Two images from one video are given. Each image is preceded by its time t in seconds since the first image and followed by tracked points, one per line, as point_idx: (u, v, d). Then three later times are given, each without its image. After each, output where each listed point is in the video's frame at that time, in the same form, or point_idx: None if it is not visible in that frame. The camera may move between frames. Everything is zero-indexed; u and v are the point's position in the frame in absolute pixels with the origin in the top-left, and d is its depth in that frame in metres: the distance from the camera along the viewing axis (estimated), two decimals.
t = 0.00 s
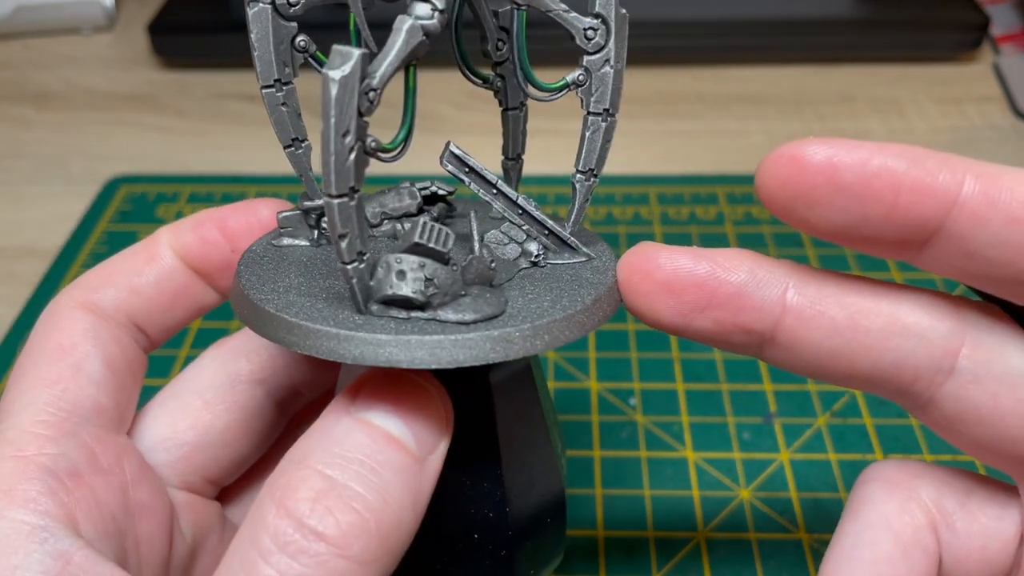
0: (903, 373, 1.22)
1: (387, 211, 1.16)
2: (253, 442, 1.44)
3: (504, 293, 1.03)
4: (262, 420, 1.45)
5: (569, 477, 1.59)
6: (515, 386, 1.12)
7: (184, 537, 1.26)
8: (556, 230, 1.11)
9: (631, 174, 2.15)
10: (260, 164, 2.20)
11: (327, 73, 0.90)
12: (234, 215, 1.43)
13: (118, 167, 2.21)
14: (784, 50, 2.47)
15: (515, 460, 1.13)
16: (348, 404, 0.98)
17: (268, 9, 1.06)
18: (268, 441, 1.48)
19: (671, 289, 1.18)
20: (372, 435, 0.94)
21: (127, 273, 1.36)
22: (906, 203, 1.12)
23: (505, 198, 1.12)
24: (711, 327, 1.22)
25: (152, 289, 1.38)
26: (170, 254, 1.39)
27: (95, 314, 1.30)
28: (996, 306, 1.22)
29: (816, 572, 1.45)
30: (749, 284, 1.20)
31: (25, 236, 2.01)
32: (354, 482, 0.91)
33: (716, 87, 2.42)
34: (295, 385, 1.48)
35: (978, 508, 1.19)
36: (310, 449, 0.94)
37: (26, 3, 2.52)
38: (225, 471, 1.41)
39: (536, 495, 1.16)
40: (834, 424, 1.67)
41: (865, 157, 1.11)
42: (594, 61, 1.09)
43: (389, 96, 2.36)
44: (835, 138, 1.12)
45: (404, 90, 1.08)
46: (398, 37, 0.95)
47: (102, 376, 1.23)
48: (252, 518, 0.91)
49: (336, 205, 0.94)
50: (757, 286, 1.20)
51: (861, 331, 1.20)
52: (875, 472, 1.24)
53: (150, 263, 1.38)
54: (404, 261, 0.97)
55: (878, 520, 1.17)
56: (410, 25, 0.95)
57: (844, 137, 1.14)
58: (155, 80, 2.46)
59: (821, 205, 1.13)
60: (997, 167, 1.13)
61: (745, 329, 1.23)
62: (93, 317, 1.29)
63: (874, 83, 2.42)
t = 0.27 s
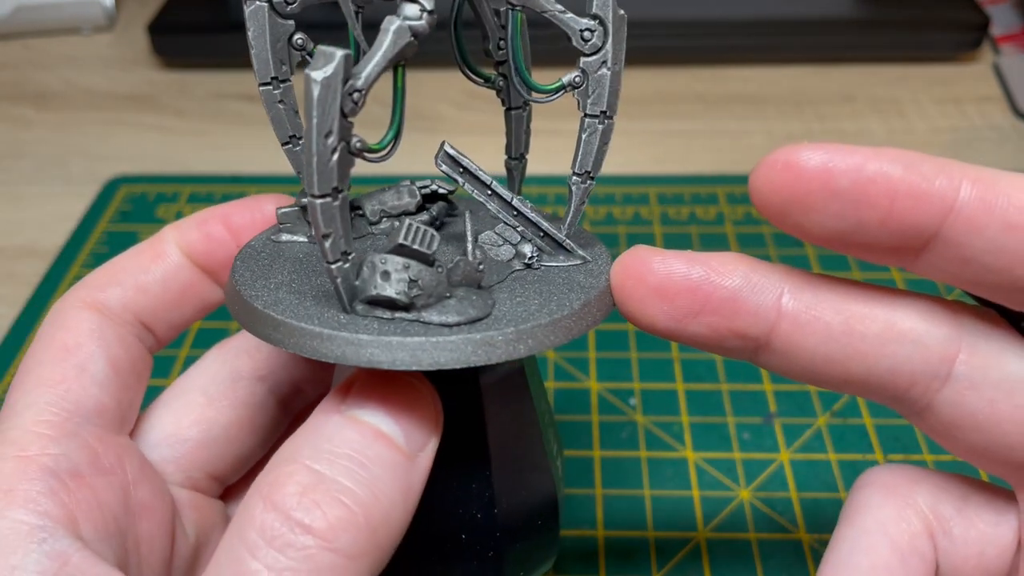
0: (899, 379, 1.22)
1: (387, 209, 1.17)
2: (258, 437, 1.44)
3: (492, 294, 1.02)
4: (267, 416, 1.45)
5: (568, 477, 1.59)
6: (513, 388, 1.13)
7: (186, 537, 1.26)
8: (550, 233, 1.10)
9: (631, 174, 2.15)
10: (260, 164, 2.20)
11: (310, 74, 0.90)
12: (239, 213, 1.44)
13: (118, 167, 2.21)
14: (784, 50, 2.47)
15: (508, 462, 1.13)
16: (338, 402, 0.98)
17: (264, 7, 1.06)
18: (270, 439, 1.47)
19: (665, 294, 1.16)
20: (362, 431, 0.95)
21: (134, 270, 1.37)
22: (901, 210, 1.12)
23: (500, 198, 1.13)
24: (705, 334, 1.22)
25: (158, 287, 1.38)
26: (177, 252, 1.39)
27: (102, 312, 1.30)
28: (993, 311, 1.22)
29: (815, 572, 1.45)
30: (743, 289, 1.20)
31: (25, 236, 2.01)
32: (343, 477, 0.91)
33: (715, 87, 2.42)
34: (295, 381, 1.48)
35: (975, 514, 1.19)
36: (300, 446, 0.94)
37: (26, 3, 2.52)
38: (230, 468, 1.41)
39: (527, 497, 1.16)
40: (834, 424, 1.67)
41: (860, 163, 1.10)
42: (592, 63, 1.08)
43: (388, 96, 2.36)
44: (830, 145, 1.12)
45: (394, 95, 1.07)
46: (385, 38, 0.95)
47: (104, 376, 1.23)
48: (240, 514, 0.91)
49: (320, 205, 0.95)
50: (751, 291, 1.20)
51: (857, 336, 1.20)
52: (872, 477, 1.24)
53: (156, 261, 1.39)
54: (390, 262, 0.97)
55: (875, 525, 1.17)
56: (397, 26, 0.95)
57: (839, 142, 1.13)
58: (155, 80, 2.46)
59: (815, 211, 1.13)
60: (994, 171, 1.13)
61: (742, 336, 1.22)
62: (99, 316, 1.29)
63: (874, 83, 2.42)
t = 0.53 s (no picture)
0: (901, 381, 1.22)
1: (386, 212, 1.16)
2: (261, 438, 1.45)
3: (494, 301, 1.02)
4: (269, 415, 1.46)
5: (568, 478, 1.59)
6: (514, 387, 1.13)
7: (190, 537, 1.26)
8: (551, 235, 1.09)
9: (632, 174, 2.15)
10: (260, 164, 2.20)
11: (308, 88, 0.90)
12: (247, 209, 1.45)
13: (119, 166, 2.21)
14: (784, 51, 2.47)
15: (509, 463, 1.13)
16: (354, 415, 0.99)
17: (259, 13, 1.06)
18: (273, 438, 1.47)
19: (667, 298, 1.16)
20: (378, 445, 0.95)
21: (142, 271, 1.37)
22: (904, 210, 1.12)
23: (500, 203, 1.11)
24: (706, 336, 1.21)
25: (168, 286, 1.38)
26: (184, 253, 1.40)
27: (111, 312, 1.30)
28: (993, 312, 1.23)
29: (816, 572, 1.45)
30: (745, 291, 1.20)
31: (25, 236, 2.01)
32: (358, 490, 0.91)
33: (715, 87, 2.42)
34: (295, 377, 1.48)
35: (975, 513, 1.19)
36: (315, 457, 0.94)
37: (26, 3, 2.52)
38: (233, 466, 1.40)
39: (531, 500, 1.16)
40: (834, 423, 1.67)
41: (862, 164, 1.10)
42: (592, 65, 1.08)
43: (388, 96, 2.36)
44: (832, 144, 1.12)
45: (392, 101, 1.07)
46: (382, 49, 0.95)
47: (113, 376, 1.23)
48: (253, 524, 0.91)
49: (320, 218, 0.95)
50: (753, 293, 1.20)
51: (858, 338, 1.20)
52: (874, 478, 1.24)
53: (164, 261, 1.39)
54: (392, 274, 0.97)
55: (877, 527, 1.17)
56: (394, 35, 0.95)
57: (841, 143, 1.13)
58: (155, 80, 2.46)
59: (817, 212, 1.13)
60: (994, 172, 1.13)
61: (743, 337, 1.22)
62: (109, 316, 1.29)
63: (874, 83, 2.42)
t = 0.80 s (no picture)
0: (895, 387, 1.22)
1: (386, 213, 1.16)
2: (260, 437, 1.45)
3: (484, 306, 1.02)
4: (269, 415, 1.46)
5: (570, 477, 1.59)
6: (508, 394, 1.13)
7: (192, 537, 1.25)
8: (546, 242, 1.10)
9: (632, 174, 2.15)
10: (260, 165, 2.20)
11: (298, 90, 0.90)
12: (253, 209, 1.46)
13: (118, 166, 2.21)
14: (784, 51, 2.47)
15: (500, 468, 1.13)
16: (374, 424, 0.98)
17: (262, 15, 1.06)
18: (272, 438, 1.48)
19: (662, 305, 1.16)
20: (400, 456, 0.95)
21: (151, 271, 1.38)
22: (896, 218, 1.12)
23: (495, 208, 1.13)
24: (702, 342, 1.21)
25: (174, 286, 1.38)
26: (192, 253, 1.39)
27: (119, 312, 1.30)
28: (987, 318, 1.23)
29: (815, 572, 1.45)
30: (740, 298, 1.20)
31: (25, 236, 2.01)
32: (381, 501, 0.92)
33: (715, 87, 2.42)
34: (296, 377, 1.49)
35: (969, 519, 1.20)
36: (336, 466, 0.94)
37: (26, 3, 2.52)
38: (232, 465, 1.40)
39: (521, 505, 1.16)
40: (834, 424, 1.67)
41: (856, 170, 1.11)
42: (588, 73, 1.08)
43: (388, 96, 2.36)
44: (824, 152, 1.12)
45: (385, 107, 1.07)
46: (375, 52, 0.95)
47: (121, 376, 1.23)
48: (272, 533, 0.90)
49: (308, 220, 0.94)
50: (748, 300, 1.20)
51: (853, 345, 1.20)
52: (867, 484, 1.24)
53: (172, 261, 1.39)
54: (381, 276, 0.96)
55: (871, 533, 1.17)
56: (387, 40, 0.95)
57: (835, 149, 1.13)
58: (155, 80, 2.45)
59: (809, 219, 1.13)
60: (988, 180, 1.13)
61: (738, 344, 1.23)
62: (115, 316, 1.29)
63: (874, 83, 2.42)
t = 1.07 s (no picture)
0: (892, 394, 1.22)
1: (386, 211, 1.17)
2: (251, 434, 1.46)
3: (475, 308, 1.02)
4: (259, 411, 1.47)
5: (569, 478, 1.59)
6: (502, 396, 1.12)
7: (189, 536, 1.25)
8: (543, 245, 1.10)
9: (632, 174, 2.15)
10: (260, 165, 2.20)
11: (288, 89, 0.90)
12: (256, 206, 1.48)
13: (118, 166, 2.21)
14: (783, 50, 2.47)
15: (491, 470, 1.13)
16: (371, 421, 0.99)
17: (262, 11, 1.06)
18: (262, 434, 1.49)
19: (656, 310, 1.16)
20: (399, 452, 0.96)
21: (153, 267, 1.38)
22: (894, 221, 1.12)
23: (491, 209, 1.11)
24: (697, 348, 1.21)
25: (177, 282, 1.39)
26: (195, 249, 1.40)
27: (120, 309, 1.31)
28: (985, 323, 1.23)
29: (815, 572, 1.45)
30: (735, 303, 1.19)
31: (25, 236, 2.01)
32: (379, 498, 0.92)
33: (715, 87, 2.42)
34: (281, 374, 1.52)
35: (966, 523, 1.20)
36: (335, 462, 0.94)
37: (27, 3, 2.52)
38: (225, 462, 1.41)
39: (509, 509, 1.15)
40: (834, 424, 1.67)
41: (853, 174, 1.10)
42: (587, 77, 1.08)
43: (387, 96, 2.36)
44: (822, 154, 1.12)
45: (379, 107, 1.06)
46: (368, 52, 0.95)
47: (122, 376, 1.23)
48: (272, 531, 0.91)
49: (297, 217, 0.94)
50: (743, 305, 1.20)
51: (850, 351, 1.20)
52: (864, 488, 1.24)
53: (173, 257, 1.39)
54: (371, 275, 0.96)
55: (868, 537, 1.17)
56: (381, 40, 0.94)
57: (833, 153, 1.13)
58: (155, 80, 2.45)
59: (806, 224, 1.12)
60: (985, 182, 1.13)
61: (733, 350, 1.22)
62: (116, 314, 1.29)
63: (874, 83, 2.42)
